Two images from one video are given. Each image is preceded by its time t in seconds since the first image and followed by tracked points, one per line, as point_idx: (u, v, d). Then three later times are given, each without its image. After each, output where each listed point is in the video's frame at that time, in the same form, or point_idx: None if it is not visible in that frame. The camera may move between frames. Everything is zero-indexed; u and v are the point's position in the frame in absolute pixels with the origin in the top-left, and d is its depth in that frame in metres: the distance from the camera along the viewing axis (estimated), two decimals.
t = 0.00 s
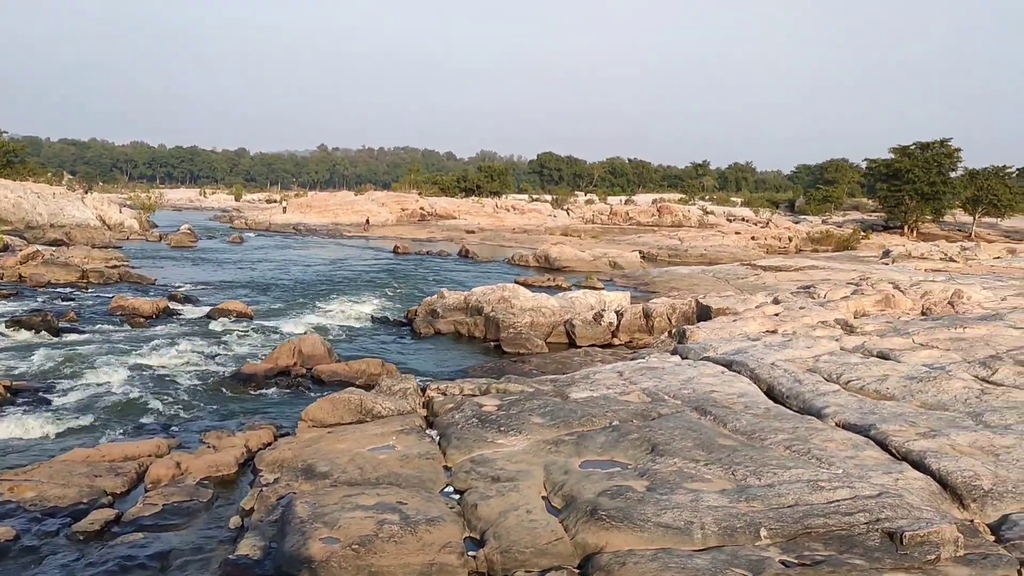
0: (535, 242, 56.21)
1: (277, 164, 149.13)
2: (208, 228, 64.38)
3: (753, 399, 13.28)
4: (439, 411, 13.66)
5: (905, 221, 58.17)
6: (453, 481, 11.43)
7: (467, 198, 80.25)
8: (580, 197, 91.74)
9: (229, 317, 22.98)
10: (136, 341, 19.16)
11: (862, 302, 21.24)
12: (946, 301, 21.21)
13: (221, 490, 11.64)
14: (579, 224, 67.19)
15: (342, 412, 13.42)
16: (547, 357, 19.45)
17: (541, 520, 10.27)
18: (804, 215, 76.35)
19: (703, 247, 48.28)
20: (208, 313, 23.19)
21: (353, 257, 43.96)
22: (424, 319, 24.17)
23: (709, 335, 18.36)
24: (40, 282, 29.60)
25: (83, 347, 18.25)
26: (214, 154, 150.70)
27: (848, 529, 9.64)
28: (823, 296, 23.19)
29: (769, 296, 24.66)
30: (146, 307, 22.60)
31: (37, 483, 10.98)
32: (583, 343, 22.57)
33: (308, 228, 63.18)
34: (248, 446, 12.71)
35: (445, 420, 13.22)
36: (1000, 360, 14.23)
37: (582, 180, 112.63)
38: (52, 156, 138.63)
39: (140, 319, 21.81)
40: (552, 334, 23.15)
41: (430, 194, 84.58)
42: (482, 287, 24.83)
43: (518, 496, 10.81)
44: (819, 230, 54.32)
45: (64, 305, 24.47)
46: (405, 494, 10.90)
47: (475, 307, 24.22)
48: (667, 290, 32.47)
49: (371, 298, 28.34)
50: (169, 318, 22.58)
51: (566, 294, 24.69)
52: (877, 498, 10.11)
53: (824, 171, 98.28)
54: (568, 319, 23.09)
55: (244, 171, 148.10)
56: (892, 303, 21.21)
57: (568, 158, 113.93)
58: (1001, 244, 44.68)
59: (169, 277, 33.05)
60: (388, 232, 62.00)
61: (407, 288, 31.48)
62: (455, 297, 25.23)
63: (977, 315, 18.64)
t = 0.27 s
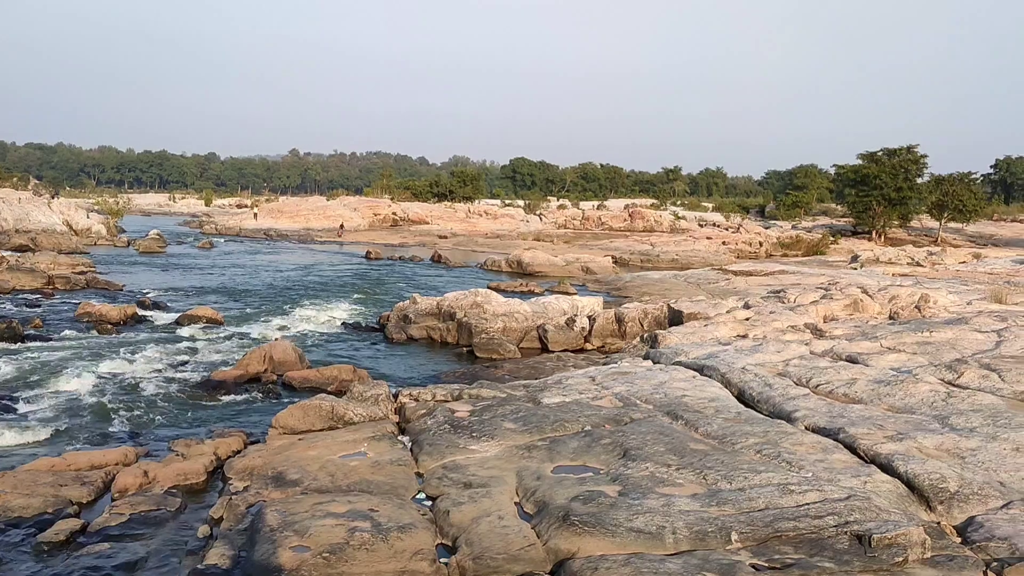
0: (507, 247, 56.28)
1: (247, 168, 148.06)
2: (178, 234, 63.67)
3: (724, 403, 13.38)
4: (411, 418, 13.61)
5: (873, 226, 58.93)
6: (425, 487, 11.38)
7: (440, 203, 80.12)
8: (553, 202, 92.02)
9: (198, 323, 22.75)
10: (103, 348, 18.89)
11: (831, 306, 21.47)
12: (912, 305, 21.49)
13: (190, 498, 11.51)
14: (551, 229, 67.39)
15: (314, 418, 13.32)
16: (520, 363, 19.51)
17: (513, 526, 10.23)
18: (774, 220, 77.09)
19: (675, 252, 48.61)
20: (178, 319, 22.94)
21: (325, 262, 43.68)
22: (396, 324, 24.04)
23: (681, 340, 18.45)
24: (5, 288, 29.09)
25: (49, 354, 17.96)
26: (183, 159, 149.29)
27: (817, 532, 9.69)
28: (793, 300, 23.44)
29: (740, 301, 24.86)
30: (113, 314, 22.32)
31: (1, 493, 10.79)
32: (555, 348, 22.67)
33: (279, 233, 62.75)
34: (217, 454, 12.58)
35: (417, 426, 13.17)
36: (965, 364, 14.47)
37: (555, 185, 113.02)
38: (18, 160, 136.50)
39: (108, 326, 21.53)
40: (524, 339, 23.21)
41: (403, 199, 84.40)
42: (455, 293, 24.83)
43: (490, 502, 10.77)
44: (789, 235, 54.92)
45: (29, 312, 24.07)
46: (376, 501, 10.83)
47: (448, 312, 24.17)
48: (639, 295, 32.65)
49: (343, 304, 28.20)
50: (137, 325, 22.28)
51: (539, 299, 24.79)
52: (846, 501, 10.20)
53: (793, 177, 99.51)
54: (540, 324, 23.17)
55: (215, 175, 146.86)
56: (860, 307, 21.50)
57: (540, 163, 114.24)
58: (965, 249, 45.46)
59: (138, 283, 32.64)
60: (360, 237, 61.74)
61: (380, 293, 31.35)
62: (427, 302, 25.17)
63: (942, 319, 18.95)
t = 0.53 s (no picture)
0: (486, 249, 56.33)
1: (224, 171, 147.25)
2: (153, 237, 63.06)
3: (703, 406, 13.46)
4: (389, 422, 13.57)
5: (849, 229, 59.49)
6: (404, 492, 11.33)
7: (418, 206, 80.05)
8: (531, 205, 92.16)
9: (174, 327, 22.56)
10: (77, 353, 18.68)
11: (808, 308, 21.63)
12: (886, 308, 21.70)
13: (165, 504, 11.40)
14: (530, 232, 67.53)
15: (291, 423, 13.25)
16: (499, 366, 19.54)
17: (492, 529, 10.20)
18: (751, 223, 77.65)
19: (653, 255, 48.85)
20: (153, 323, 22.73)
21: (303, 265, 43.47)
22: (375, 328, 23.96)
23: (659, 343, 18.55)
24: None
25: (22, 360, 17.73)
26: (159, 162, 148.06)
27: (795, 533, 9.72)
28: (770, 302, 23.61)
29: (718, 304, 24.97)
30: (87, 318, 22.10)
31: None
32: (534, 351, 22.61)
33: (257, 236, 62.35)
34: (194, 460, 12.48)
35: (395, 430, 13.14)
36: (939, 365, 14.66)
37: (534, 188, 113.28)
38: None
39: (82, 331, 21.29)
40: (503, 342, 23.14)
41: (382, 202, 84.24)
42: (434, 296, 24.79)
43: (469, 505, 10.74)
44: (766, 238, 55.35)
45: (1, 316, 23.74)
46: (355, 506, 10.77)
47: (427, 315, 24.13)
48: (617, 297, 32.79)
49: (322, 307, 28.09)
50: (111, 330, 22.06)
51: (518, 302, 24.81)
52: (823, 502, 10.26)
53: (770, 180, 100.38)
54: (519, 327, 23.18)
55: (191, 178, 145.99)
56: (836, 309, 21.70)
57: (519, 166, 114.49)
58: (938, 251, 46.06)
59: (112, 287, 32.30)
60: (338, 240, 61.54)
61: (359, 296, 31.27)
62: (406, 305, 25.08)
63: (916, 321, 19.18)
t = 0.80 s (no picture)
0: (466, 251, 56.30)
1: (202, 172, 146.34)
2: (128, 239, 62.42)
3: (681, 406, 13.53)
4: (368, 424, 13.54)
5: (826, 229, 59.95)
6: (383, 494, 11.30)
7: (397, 208, 79.88)
8: (511, 206, 92.24)
9: (151, 330, 22.39)
10: (52, 357, 18.49)
11: (785, 309, 21.79)
12: (862, 307, 21.86)
13: (141, 509, 11.31)
14: (509, 233, 67.56)
15: (269, 426, 13.20)
16: (479, 368, 19.56)
17: (471, 530, 10.18)
18: (730, 224, 78.01)
19: (633, 256, 49.01)
20: (129, 326, 22.54)
21: (282, 267, 43.26)
22: (354, 330, 23.86)
23: (638, 344, 18.60)
24: None
25: None
26: (135, 164, 146.72)
27: (772, 532, 9.77)
28: (748, 302, 23.75)
29: (696, 304, 25.08)
30: (62, 321, 21.85)
31: None
32: (513, 352, 22.58)
33: (234, 237, 61.89)
34: (170, 463, 12.39)
35: (374, 432, 13.11)
36: (914, 364, 14.82)
37: (513, 190, 113.37)
38: None
39: (57, 335, 21.06)
40: (482, 344, 23.08)
41: (360, 204, 83.95)
42: (413, 297, 24.73)
43: (448, 507, 10.72)
44: (744, 238, 55.70)
45: None
46: (334, 508, 10.73)
47: (406, 317, 24.05)
48: (597, 298, 32.89)
49: (301, 309, 27.98)
50: (86, 333, 21.83)
51: (497, 304, 24.82)
52: (799, 500, 10.33)
53: (748, 182, 101.09)
54: (498, 328, 23.17)
55: (168, 180, 145.01)
56: (813, 309, 21.87)
57: (498, 168, 114.58)
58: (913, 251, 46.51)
59: (88, 290, 31.96)
60: (317, 242, 61.26)
61: (339, 298, 31.18)
62: (385, 307, 24.99)
63: (891, 320, 19.37)
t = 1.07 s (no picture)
0: (453, 250, 56.31)
1: (188, 172, 145.92)
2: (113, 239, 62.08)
3: (668, 404, 13.57)
4: (355, 424, 13.51)
5: (812, 228, 60.22)
6: (370, 494, 11.28)
7: (385, 207, 79.81)
8: (498, 205, 92.33)
9: (137, 330, 22.29)
10: (37, 358, 18.39)
11: (771, 307, 21.88)
12: (848, 305, 21.93)
13: (127, 510, 11.25)
14: (496, 233, 67.63)
15: (256, 427, 13.16)
16: (466, 367, 19.57)
17: (459, 530, 10.15)
18: (716, 222, 78.20)
19: (620, 255, 49.13)
20: (115, 327, 22.42)
21: (269, 267, 43.15)
22: (341, 330, 23.80)
23: (625, 343, 18.64)
24: None
25: None
26: (122, 164, 146.04)
27: (759, 530, 9.79)
28: (735, 300, 23.81)
29: (683, 303, 25.15)
30: (47, 322, 21.71)
31: None
32: (501, 351, 22.62)
33: (221, 237, 61.66)
34: (156, 464, 12.34)
35: (361, 432, 13.09)
36: (900, 361, 14.89)
37: (500, 189, 113.47)
38: None
39: (42, 336, 20.93)
40: (470, 343, 23.11)
41: (348, 204, 83.84)
42: (400, 296, 24.69)
43: (435, 507, 10.70)
44: (731, 237, 55.89)
45: None
46: (321, 509, 10.69)
47: (393, 316, 24.02)
48: (584, 297, 32.95)
49: (288, 309, 27.92)
50: (71, 334, 21.71)
51: (485, 303, 24.82)
52: (786, 498, 10.35)
53: (734, 180, 101.53)
54: (486, 328, 23.17)
55: (154, 180, 144.55)
56: (799, 307, 21.96)
57: (485, 167, 114.67)
58: (897, 250, 46.76)
59: (73, 290, 31.78)
60: (304, 242, 61.14)
61: (327, 298, 31.14)
62: (372, 307, 24.94)
63: (877, 318, 19.45)
